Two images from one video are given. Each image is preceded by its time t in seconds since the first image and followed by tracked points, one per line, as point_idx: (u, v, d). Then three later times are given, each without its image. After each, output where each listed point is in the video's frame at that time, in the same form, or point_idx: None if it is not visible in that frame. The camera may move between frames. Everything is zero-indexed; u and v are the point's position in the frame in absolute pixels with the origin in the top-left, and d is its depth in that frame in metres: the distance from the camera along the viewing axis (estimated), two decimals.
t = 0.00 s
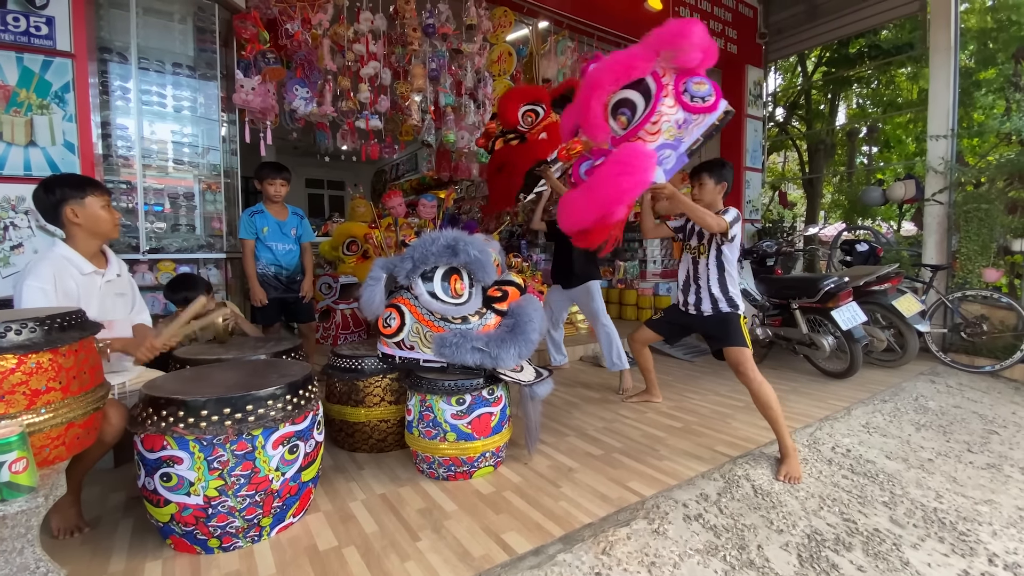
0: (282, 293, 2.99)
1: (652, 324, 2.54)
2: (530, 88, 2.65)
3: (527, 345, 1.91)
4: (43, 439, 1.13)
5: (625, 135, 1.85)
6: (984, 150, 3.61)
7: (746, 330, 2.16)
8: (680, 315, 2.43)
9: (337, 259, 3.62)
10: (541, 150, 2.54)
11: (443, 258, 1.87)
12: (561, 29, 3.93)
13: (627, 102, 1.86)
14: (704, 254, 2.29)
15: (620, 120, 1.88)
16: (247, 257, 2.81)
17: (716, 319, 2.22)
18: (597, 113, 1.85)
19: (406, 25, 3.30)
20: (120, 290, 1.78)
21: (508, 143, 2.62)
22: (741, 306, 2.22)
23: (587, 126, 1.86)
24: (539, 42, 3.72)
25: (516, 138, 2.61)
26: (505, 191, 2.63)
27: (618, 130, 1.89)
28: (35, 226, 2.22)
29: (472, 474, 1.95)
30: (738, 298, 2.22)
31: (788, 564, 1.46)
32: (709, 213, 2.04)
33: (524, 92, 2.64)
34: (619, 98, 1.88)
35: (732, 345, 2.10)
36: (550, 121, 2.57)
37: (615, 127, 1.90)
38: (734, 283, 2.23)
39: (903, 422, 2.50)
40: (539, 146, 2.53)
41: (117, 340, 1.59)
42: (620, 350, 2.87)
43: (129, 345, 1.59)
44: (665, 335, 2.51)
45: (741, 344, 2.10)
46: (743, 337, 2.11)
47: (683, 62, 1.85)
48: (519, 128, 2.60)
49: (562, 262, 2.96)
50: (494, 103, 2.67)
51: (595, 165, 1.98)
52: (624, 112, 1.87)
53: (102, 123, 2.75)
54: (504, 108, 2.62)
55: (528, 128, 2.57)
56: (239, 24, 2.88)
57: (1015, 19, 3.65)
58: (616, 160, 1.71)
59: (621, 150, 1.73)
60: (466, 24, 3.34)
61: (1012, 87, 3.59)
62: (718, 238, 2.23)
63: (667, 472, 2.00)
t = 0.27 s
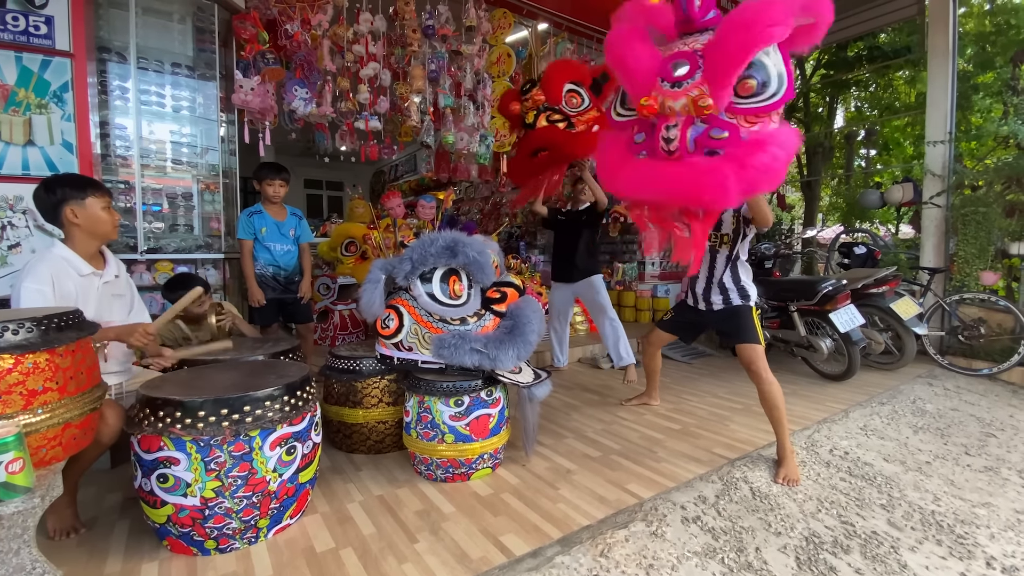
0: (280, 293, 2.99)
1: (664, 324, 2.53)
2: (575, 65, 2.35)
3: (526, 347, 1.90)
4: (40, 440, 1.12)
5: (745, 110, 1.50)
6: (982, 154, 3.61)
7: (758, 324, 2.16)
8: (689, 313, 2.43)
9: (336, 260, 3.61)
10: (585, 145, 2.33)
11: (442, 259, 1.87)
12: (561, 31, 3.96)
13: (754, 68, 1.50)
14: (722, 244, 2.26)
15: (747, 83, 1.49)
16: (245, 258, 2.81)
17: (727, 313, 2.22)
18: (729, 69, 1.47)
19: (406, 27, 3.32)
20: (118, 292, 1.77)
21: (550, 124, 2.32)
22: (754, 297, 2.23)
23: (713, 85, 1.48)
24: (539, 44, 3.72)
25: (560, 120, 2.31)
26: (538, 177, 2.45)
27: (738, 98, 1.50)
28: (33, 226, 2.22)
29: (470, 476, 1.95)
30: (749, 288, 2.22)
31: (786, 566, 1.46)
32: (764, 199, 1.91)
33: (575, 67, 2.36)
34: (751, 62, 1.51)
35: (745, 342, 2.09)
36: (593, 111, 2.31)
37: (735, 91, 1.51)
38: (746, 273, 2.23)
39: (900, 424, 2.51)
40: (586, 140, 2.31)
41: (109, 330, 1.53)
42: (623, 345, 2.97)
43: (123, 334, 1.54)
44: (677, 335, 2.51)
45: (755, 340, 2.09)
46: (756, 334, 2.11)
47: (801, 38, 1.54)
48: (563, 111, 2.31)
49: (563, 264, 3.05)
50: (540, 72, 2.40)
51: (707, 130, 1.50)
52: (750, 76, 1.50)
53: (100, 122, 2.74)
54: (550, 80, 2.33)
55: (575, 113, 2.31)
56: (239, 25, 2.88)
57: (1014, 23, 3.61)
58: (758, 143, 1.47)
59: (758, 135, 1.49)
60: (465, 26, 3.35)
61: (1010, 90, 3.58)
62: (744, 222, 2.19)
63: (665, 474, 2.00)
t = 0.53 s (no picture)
0: (278, 294, 2.98)
1: (660, 333, 2.52)
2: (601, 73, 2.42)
3: (524, 347, 1.90)
4: (34, 441, 1.11)
5: (709, 142, 1.53)
6: (979, 157, 3.64)
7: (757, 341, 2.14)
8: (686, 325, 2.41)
9: (334, 260, 3.61)
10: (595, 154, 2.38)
11: (440, 260, 1.87)
12: (559, 32, 3.90)
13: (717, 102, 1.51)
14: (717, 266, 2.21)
15: (707, 118, 1.51)
16: (242, 258, 2.80)
17: (726, 329, 2.18)
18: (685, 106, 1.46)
19: (405, 28, 3.30)
20: (114, 293, 1.76)
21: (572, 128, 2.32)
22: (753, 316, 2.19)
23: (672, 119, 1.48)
24: (538, 45, 3.73)
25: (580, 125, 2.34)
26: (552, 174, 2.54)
27: (702, 130, 1.52)
28: (29, 226, 2.21)
29: (467, 477, 1.94)
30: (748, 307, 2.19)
31: (783, 568, 1.46)
32: (747, 219, 1.80)
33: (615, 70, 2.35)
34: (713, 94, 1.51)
35: (741, 356, 2.09)
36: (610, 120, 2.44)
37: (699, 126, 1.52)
38: (746, 294, 2.21)
39: (898, 426, 2.51)
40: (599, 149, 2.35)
41: (116, 353, 1.51)
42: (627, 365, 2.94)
43: (128, 360, 1.53)
44: (672, 344, 2.49)
45: (751, 355, 2.09)
46: (752, 348, 2.10)
47: (767, 73, 1.55)
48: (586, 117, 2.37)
49: (581, 270, 2.91)
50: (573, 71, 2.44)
51: (673, 163, 1.50)
52: (713, 110, 1.51)
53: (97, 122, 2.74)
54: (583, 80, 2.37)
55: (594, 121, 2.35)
56: (237, 25, 2.88)
57: (1011, 26, 3.63)
58: (720, 174, 1.43)
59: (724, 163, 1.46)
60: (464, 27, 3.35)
61: (1007, 94, 3.61)
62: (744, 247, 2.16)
63: (663, 475, 2.00)
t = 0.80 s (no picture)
0: (274, 295, 2.97)
1: (653, 325, 2.55)
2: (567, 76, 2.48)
3: (521, 349, 1.90)
4: (29, 442, 1.11)
5: (614, 137, 1.71)
6: (975, 159, 3.69)
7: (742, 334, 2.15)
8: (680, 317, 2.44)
9: (331, 261, 3.60)
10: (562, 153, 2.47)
11: (437, 261, 1.86)
12: (558, 33, 3.89)
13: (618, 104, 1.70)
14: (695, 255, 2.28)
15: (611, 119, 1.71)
16: (239, 259, 2.79)
17: (712, 322, 2.20)
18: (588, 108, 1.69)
19: (402, 28, 3.25)
20: (110, 294, 1.76)
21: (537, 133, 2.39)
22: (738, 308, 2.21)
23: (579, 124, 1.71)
24: (536, 46, 3.72)
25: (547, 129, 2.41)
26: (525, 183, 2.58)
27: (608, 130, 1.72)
28: (24, 226, 2.20)
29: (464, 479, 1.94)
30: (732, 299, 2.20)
31: (780, 569, 1.46)
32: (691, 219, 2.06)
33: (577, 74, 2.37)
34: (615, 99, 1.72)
35: (725, 350, 2.10)
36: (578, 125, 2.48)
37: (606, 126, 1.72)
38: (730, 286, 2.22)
39: (895, 427, 2.51)
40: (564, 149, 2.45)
41: (111, 350, 1.50)
42: (623, 367, 2.92)
43: (123, 356, 1.52)
44: (668, 337, 2.51)
45: (734, 349, 2.10)
46: (736, 342, 2.11)
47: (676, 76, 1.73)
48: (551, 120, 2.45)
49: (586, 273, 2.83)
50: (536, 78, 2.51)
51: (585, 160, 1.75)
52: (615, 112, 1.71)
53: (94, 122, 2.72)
54: (539, 86, 2.21)
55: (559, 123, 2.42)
56: (234, 25, 2.87)
57: (1007, 29, 3.67)
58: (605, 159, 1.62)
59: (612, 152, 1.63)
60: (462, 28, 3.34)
61: (1003, 96, 3.64)
62: (707, 242, 2.22)
63: (661, 477, 2.00)
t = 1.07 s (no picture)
0: (273, 297, 2.96)
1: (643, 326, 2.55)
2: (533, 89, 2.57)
3: (520, 350, 1.90)
4: (26, 445, 1.10)
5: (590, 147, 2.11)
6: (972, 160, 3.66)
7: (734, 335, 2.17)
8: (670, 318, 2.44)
9: (329, 263, 3.60)
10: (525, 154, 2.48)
11: (436, 263, 1.86)
12: (556, 36, 3.96)
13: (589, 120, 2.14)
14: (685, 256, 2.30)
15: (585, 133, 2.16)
16: (237, 260, 2.79)
17: (703, 323, 2.22)
18: (566, 129, 2.14)
19: (401, 31, 3.28)
20: (107, 296, 1.75)
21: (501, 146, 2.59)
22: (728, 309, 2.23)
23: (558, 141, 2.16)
24: (535, 48, 3.73)
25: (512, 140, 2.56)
26: (496, 184, 2.56)
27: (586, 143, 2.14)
28: (22, 228, 2.19)
29: (463, 481, 1.93)
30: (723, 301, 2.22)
31: (779, 571, 1.46)
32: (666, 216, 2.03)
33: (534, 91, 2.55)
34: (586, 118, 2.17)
35: (719, 350, 2.12)
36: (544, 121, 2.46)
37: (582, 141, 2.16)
38: (721, 288, 2.23)
39: (892, 428, 2.52)
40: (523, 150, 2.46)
41: (107, 358, 1.48)
42: (616, 367, 2.92)
43: (119, 365, 1.49)
44: (657, 338, 2.51)
45: (728, 349, 2.12)
46: (729, 343, 2.13)
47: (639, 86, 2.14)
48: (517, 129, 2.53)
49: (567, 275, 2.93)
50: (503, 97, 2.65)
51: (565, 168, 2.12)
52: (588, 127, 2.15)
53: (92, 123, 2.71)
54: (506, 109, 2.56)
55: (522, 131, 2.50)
56: (233, 27, 2.87)
57: (1002, 32, 3.78)
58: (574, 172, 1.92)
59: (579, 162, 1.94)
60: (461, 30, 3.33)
61: (998, 99, 3.58)
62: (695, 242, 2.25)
63: (659, 478, 2.00)
